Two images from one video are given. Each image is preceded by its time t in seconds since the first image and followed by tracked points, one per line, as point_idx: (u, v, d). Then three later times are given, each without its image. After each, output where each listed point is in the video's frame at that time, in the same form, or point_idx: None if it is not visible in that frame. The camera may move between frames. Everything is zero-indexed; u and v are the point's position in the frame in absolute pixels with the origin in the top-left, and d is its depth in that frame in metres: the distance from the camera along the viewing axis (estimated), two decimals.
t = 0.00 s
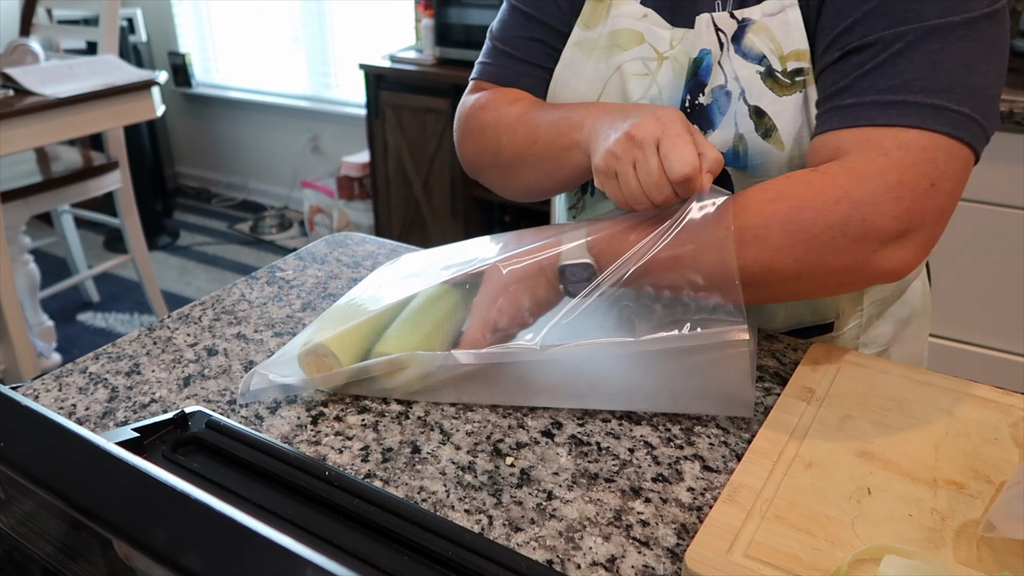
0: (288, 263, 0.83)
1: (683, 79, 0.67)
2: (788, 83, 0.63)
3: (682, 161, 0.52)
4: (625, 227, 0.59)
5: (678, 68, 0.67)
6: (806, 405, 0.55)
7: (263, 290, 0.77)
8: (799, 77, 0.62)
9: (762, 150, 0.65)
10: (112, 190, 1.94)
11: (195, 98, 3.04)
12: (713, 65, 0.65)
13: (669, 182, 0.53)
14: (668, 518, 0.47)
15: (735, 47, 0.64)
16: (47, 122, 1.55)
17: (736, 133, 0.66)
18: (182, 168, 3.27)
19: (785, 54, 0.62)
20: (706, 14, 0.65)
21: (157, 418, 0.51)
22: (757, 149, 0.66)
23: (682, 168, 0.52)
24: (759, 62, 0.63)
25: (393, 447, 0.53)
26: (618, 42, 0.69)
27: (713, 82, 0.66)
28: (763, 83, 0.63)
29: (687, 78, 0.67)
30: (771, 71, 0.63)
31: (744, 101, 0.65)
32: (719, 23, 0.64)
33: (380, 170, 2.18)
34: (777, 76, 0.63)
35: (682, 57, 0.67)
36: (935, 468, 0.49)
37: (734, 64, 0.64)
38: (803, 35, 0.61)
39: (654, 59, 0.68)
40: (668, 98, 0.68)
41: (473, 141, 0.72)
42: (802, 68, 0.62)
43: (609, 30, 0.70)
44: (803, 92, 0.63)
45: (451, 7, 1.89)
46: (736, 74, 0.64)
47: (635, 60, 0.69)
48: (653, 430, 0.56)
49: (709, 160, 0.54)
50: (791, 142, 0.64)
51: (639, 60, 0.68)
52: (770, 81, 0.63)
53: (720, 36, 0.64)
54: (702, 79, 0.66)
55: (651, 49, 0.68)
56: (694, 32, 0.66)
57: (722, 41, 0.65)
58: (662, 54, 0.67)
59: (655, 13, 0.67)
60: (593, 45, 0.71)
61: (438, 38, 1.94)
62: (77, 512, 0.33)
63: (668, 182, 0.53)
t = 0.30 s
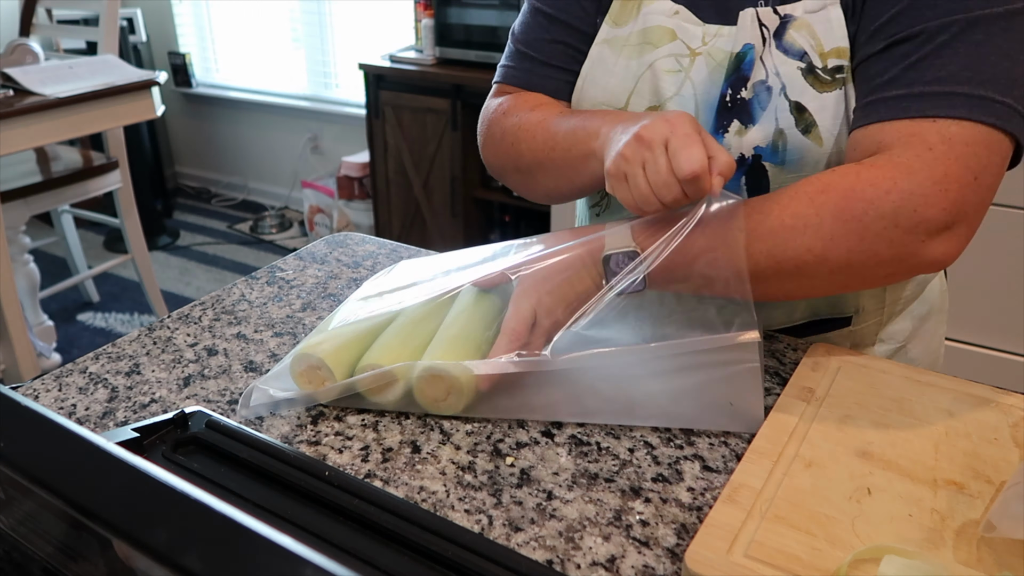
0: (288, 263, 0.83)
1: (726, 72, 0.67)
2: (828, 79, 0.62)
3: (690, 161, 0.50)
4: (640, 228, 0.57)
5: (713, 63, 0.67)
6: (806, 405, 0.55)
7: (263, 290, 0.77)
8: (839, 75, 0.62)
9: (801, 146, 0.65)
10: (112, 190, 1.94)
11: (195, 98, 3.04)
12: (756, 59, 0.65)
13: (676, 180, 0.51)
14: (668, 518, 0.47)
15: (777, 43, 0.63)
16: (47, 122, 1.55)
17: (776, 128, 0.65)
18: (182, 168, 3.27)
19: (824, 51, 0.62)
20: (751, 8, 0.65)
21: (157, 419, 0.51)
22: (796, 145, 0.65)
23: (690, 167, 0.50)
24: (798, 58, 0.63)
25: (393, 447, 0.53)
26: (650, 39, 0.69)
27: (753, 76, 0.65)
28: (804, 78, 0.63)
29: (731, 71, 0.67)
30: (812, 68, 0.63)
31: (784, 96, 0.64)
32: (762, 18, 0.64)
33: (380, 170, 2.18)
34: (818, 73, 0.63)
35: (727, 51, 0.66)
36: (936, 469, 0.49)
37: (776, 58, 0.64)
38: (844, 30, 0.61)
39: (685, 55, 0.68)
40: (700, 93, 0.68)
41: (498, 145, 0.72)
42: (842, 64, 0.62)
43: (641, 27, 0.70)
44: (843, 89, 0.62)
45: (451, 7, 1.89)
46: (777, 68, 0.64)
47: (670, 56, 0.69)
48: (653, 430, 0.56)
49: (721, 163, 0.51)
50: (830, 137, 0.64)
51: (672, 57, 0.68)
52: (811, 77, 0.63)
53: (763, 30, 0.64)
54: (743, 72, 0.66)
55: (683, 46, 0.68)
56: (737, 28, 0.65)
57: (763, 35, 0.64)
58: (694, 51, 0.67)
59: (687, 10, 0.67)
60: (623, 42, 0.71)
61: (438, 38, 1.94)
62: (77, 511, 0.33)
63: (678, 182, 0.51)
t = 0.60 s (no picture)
0: (288, 263, 0.83)
1: (752, 71, 0.66)
2: (861, 81, 0.63)
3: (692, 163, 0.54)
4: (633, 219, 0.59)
5: (731, 61, 0.67)
6: (806, 405, 0.55)
7: (263, 290, 0.77)
8: (872, 76, 0.62)
9: (830, 147, 0.65)
10: (112, 190, 1.94)
11: (195, 97, 3.04)
12: (789, 57, 0.65)
13: (678, 187, 0.55)
14: (668, 518, 0.47)
15: (811, 40, 0.64)
16: (47, 122, 1.55)
17: (806, 128, 0.65)
18: (182, 168, 3.27)
19: (857, 53, 0.62)
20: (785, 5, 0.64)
21: (157, 418, 0.51)
22: (825, 147, 0.65)
23: (691, 169, 0.54)
24: (832, 58, 0.63)
25: (393, 447, 0.53)
26: (663, 40, 0.69)
27: (786, 74, 0.65)
28: (837, 80, 0.63)
29: (760, 69, 0.66)
30: (844, 69, 0.63)
31: (815, 96, 0.64)
32: (797, 15, 0.64)
33: (380, 170, 2.18)
34: (850, 74, 0.63)
35: (756, 50, 0.66)
36: (936, 469, 0.49)
37: (808, 57, 0.64)
38: (877, 32, 0.61)
39: (701, 52, 0.68)
40: (718, 89, 0.68)
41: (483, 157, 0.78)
42: (875, 67, 0.62)
43: (652, 28, 0.70)
44: (876, 91, 0.62)
45: (451, 7, 1.89)
46: (809, 67, 0.64)
47: (684, 56, 0.69)
48: (653, 430, 0.56)
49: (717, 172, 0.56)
50: (859, 139, 0.63)
51: (686, 56, 0.68)
52: (843, 78, 0.63)
53: (797, 28, 0.64)
54: (776, 70, 0.65)
55: (699, 44, 0.68)
56: (768, 28, 0.65)
57: (797, 33, 0.64)
58: (711, 47, 0.67)
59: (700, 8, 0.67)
60: (633, 43, 0.71)
61: (438, 38, 1.94)
62: (77, 512, 0.33)
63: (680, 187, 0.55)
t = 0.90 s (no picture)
0: (288, 263, 0.83)
1: (693, 87, 0.68)
2: (798, 93, 0.62)
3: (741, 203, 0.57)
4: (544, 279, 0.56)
5: (679, 77, 0.69)
6: (807, 405, 0.55)
7: (263, 290, 0.77)
8: (809, 87, 0.62)
9: (768, 159, 0.65)
10: (112, 190, 1.94)
11: (195, 97, 3.04)
12: (723, 74, 0.66)
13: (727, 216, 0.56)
14: (668, 518, 0.47)
15: (747, 57, 0.64)
16: (48, 122, 1.55)
17: (743, 140, 0.66)
18: (182, 168, 3.27)
19: (795, 66, 0.62)
20: (717, 25, 0.66)
21: (157, 419, 0.51)
22: (763, 158, 0.65)
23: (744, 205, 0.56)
24: (769, 71, 0.63)
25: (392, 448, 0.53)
26: (618, 58, 0.72)
27: (723, 91, 0.66)
28: (773, 93, 0.63)
29: (698, 86, 0.68)
30: (781, 82, 0.63)
31: (752, 110, 0.65)
32: (730, 34, 0.65)
33: (380, 170, 2.18)
34: (787, 87, 0.63)
35: (697, 66, 0.67)
36: (936, 469, 0.49)
37: (745, 73, 0.65)
38: (814, 46, 0.61)
39: (653, 69, 0.70)
40: (667, 104, 0.70)
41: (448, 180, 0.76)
42: (812, 79, 0.61)
43: (610, 46, 0.73)
44: (813, 102, 0.62)
45: (451, 7, 1.89)
46: (746, 82, 0.65)
47: (638, 72, 0.71)
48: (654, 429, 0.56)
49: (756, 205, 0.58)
50: (797, 150, 0.64)
51: (639, 72, 0.71)
52: (779, 90, 0.63)
53: (731, 46, 0.65)
54: (712, 87, 0.67)
55: (651, 61, 0.70)
56: (706, 45, 0.67)
57: (732, 51, 0.65)
58: (662, 64, 0.69)
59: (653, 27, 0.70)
60: (594, 61, 0.74)
61: (438, 38, 1.94)
62: (77, 511, 0.33)
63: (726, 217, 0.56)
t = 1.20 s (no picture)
0: (288, 263, 0.83)
1: (668, 116, 0.67)
2: (768, 111, 0.62)
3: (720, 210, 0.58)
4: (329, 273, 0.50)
5: (655, 105, 0.67)
6: (807, 405, 0.55)
7: (263, 290, 0.77)
8: (778, 104, 0.62)
9: (748, 179, 0.65)
10: (112, 190, 1.94)
11: (195, 97, 3.04)
12: (693, 102, 0.65)
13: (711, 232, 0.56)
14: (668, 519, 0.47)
15: (712, 81, 0.64)
16: (47, 122, 1.55)
17: (721, 165, 0.65)
18: (182, 168, 3.27)
19: (761, 84, 0.62)
20: (680, 54, 0.66)
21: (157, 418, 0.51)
22: (743, 179, 0.65)
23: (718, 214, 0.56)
24: (736, 93, 0.63)
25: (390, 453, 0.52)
26: (593, 84, 0.70)
27: (694, 117, 0.66)
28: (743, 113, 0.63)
29: (669, 116, 0.67)
30: (749, 101, 0.63)
31: (725, 135, 0.65)
32: (693, 60, 0.65)
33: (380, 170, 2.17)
34: (756, 106, 0.63)
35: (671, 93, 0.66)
36: (936, 469, 0.49)
37: (714, 97, 0.64)
38: (778, 63, 0.61)
39: (629, 97, 0.69)
40: (645, 134, 0.68)
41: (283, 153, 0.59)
42: (780, 95, 0.62)
43: (585, 71, 0.70)
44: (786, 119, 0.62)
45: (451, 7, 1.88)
46: (716, 107, 0.64)
47: (613, 101, 0.70)
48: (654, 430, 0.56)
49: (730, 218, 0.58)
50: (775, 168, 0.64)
51: (616, 101, 0.69)
52: (748, 111, 0.63)
53: (695, 72, 0.65)
54: (684, 116, 0.66)
55: (626, 89, 0.69)
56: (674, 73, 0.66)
57: (697, 77, 0.65)
58: (637, 93, 0.68)
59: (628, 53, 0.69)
60: (570, 84, 0.72)
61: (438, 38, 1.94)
62: (77, 511, 0.33)
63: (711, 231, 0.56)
